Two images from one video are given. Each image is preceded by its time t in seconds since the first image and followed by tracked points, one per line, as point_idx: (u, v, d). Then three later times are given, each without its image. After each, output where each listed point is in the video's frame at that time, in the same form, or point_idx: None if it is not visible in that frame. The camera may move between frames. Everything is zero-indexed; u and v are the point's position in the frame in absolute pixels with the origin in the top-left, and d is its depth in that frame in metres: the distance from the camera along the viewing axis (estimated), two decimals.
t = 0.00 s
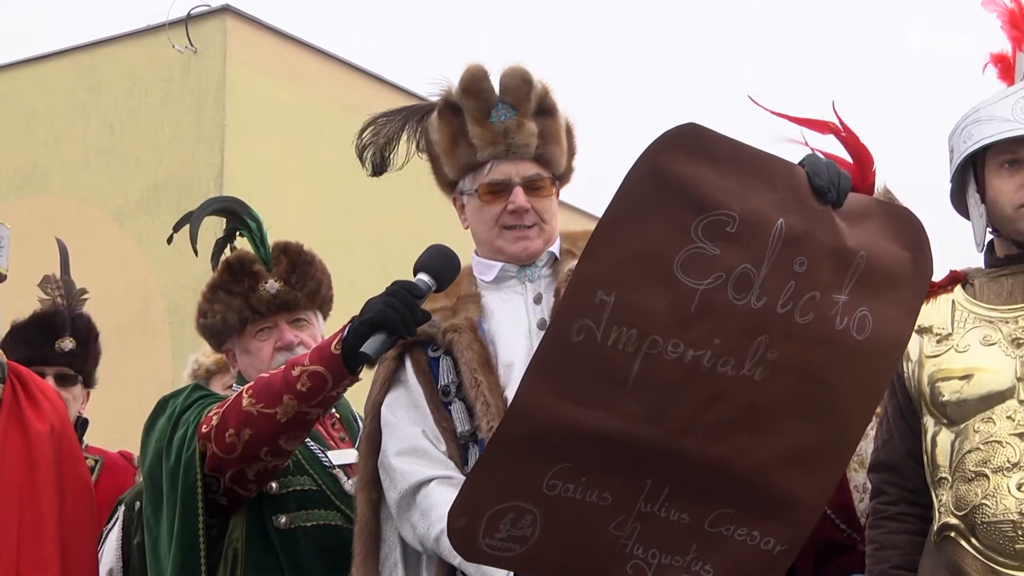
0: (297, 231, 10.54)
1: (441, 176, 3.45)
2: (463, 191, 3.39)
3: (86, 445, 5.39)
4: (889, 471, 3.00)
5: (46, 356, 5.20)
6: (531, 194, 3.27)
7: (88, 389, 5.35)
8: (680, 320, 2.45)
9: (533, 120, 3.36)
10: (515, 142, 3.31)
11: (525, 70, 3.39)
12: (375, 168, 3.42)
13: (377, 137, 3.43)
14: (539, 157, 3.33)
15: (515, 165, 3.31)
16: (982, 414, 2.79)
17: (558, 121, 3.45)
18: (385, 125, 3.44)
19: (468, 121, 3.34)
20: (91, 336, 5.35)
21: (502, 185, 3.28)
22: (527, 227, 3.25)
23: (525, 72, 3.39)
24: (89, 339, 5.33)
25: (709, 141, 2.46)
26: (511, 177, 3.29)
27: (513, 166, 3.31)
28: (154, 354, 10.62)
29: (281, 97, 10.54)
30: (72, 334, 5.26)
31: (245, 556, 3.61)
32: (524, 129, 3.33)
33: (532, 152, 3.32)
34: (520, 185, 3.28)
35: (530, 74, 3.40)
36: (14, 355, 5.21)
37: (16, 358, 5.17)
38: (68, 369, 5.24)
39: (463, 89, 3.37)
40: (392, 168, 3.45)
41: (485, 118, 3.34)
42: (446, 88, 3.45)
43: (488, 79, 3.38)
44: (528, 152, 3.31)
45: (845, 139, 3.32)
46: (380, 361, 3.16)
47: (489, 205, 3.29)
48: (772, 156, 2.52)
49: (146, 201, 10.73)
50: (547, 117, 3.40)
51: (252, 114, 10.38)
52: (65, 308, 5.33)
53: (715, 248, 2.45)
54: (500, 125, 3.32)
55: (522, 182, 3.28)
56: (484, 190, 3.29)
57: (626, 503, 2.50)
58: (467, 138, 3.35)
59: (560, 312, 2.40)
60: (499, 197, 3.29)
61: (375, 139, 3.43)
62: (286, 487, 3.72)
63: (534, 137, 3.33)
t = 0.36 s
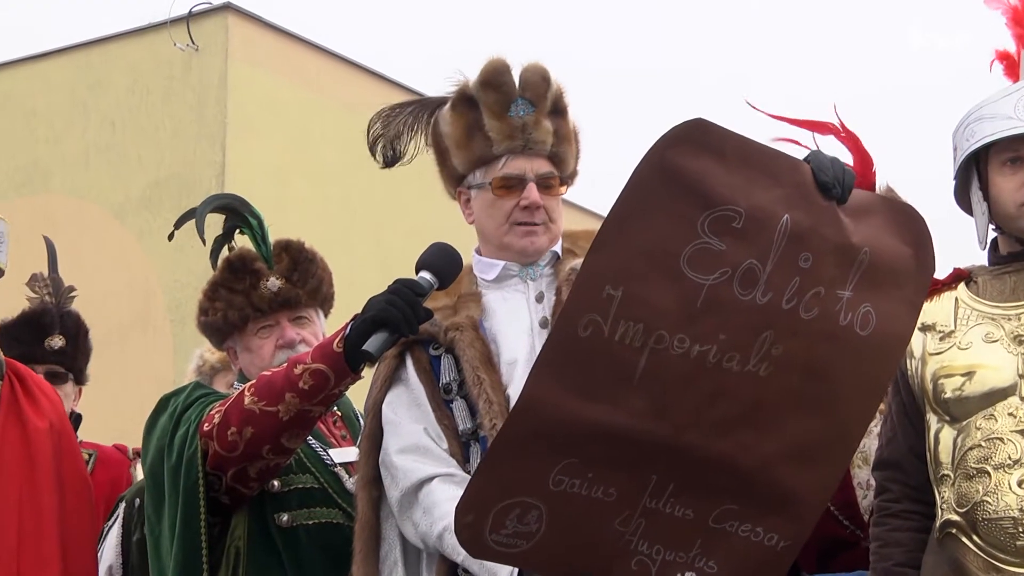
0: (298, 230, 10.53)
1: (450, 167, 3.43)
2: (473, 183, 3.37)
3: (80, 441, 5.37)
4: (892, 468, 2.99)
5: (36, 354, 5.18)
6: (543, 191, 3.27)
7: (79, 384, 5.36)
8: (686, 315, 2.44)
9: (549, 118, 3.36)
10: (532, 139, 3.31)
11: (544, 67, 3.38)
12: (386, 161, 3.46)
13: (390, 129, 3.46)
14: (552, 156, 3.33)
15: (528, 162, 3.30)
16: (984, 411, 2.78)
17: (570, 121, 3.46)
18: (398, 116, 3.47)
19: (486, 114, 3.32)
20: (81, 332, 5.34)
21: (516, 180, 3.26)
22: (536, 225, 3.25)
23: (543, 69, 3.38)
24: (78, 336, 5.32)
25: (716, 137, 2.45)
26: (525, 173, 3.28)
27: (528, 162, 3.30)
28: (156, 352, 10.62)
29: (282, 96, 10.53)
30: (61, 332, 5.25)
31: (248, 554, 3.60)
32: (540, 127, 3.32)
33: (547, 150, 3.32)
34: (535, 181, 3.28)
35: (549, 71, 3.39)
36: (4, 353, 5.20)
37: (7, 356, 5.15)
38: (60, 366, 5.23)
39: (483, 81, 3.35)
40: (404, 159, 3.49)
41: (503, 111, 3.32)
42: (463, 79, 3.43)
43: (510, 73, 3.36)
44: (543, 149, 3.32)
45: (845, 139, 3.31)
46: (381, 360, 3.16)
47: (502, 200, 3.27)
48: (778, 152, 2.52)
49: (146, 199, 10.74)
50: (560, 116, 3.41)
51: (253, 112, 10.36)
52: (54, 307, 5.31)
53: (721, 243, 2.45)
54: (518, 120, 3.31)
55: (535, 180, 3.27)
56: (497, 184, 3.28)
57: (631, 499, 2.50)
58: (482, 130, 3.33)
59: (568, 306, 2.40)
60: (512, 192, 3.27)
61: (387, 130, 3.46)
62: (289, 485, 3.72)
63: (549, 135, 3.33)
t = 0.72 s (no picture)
0: (292, 228, 10.50)
1: (448, 162, 3.43)
2: (471, 179, 3.37)
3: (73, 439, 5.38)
4: (889, 466, 2.99)
5: (27, 353, 5.16)
6: (543, 188, 3.28)
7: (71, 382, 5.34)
8: (682, 309, 2.44)
9: (550, 117, 3.38)
10: (533, 136, 3.33)
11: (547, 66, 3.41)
12: (386, 156, 3.40)
13: (389, 123, 3.41)
14: (552, 154, 3.35)
15: (529, 158, 3.32)
16: (980, 409, 2.78)
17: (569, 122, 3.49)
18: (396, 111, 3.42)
19: (488, 109, 3.34)
20: (72, 331, 5.33)
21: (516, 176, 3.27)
22: (535, 221, 3.24)
23: (546, 67, 3.41)
24: (68, 334, 5.31)
25: (712, 131, 2.43)
26: (525, 169, 3.29)
27: (528, 159, 3.31)
28: (152, 350, 10.60)
29: (277, 93, 10.51)
30: (52, 330, 5.24)
31: (242, 551, 3.57)
32: (542, 124, 3.35)
33: (547, 148, 3.34)
34: (534, 178, 3.29)
35: (551, 70, 3.43)
36: None
37: None
38: (51, 364, 5.20)
39: (486, 77, 3.37)
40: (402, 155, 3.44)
41: (505, 108, 3.34)
42: (465, 75, 3.44)
43: (514, 69, 3.39)
44: (544, 147, 3.33)
45: (845, 136, 3.31)
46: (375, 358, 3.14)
47: (501, 196, 3.26)
48: (774, 148, 2.50)
49: (141, 197, 10.72)
50: (560, 115, 3.44)
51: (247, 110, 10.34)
52: (42, 307, 5.28)
53: (717, 238, 2.44)
54: (520, 117, 3.33)
55: (535, 176, 3.28)
56: (497, 179, 3.28)
57: (628, 495, 2.49)
58: (483, 126, 3.34)
59: (565, 300, 2.39)
60: (511, 187, 3.27)
61: (386, 125, 3.40)
62: (282, 483, 3.70)
63: (550, 133, 3.35)
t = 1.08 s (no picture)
0: (286, 225, 10.47)
1: (438, 163, 3.41)
2: (461, 176, 3.36)
3: (69, 437, 5.26)
4: (884, 461, 2.97)
5: (21, 350, 5.11)
6: (532, 180, 3.26)
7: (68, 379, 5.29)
8: (674, 298, 2.44)
9: (536, 109, 3.36)
10: (519, 127, 3.30)
11: (531, 59, 3.38)
12: (374, 165, 3.37)
13: (377, 132, 3.38)
14: (541, 146, 3.33)
15: (516, 150, 3.29)
16: (976, 406, 2.77)
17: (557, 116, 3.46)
18: (384, 119, 3.40)
19: (473, 104, 3.32)
20: (67, 327, 5.30)
21: (504, 168, 3.25)
22: (525, 212, 3.23)
23: (530, 61, 3.38)
24: (64, 331, 5.27)
25: (702, 119, 2.46)
26: (513, 161, 3.27)
27: (515, 150, 3.29)
28: (145, 347, 10.56)
29: (270, 90, 10.48)
30: (46, 327, 5.20)
31: (234, 549, 3.57)
32: (528, 116, 3.32)
33: (534, 139, 3.31)
34: (523, 170, 3.26)
35: (535, 64, 3.40)
36: None
37: None
38: (45, 361, 5.15)
39: (469, 73, 3.35)
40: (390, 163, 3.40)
41: (490, 102, 3.32)
42: (451, 73, 3.42)
43: (497, 63, 3.36)
44: (531, 138, 3.31)
45: (834, 132, 3.29)
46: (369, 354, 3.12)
47: (490, 188, 3.26)
48: (766, 137, 2.51)
49: (135, 194, 10.68)
50: (548, 109, 3.41)
51: (240, 107, 10.31)
52: (35, 305, 5.25)
53: (709, 227, 2.45)
54: (506, 109, 3.31)
55: (523, 168, 3.26)
56: (485, 173, 3.27)
57: (623, 487, 2.48)
58: (470, 121, 3.33)
59: (555, 288, 2.40)
60: (500, 179, 3.26)
61: (374, 134, 3.38)
62: (274, 480, 3.68)
63: (537, 125, 3.32)
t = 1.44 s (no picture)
0: (285, 224, 10.45)
1: (422, 173, 3.44)
2: (446, 180, 3.38)
3: (70, 437, 5.25)
4: (886, 459, 2.97)
5: (21, 349, 5.10)
6: (513, 169, 3.27)
7: (67, 377, 5.27)
8: (691, 306, 2.48)
9: (507, 102, 3.38)
10: (493, 120, 3.33)
11: (494, 54, 3.42)
12: (360, 191, 3.49)
13: (361, 158, 3.48)
14: (519, 136, 3.36)
15: (494, 143, 3.33)
16: (977, 403, 2.76)
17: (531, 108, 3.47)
18: (363, 144, 3.49)
19: (445, 106, 3.36)
20: (68, 326, 5.27)
21: (485, 161, 3.28)
22: (511, 201, 3.24)
23: (494, 56, 3.42)
24: (65, 330, 5.24)
25: (710, 126, 2.54)
26: (493, 155, 3.30)
27: (494, 143, 3.32)
28: (144, 345, 10.55)
29: (268, 90, 10.46)
30: (47, 326, 5.18)
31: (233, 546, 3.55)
32: (500, 109, 3.35)
33: (510, 129, 3.35)
34: (503, 160, 3.28)
35: (500, 58, 3.43)
36: None
37: None
38: (46, 360, 5.13)
39: (436, 78, 3.39)
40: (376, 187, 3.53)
41: (462, 101, 3.35)
42: (420, 83, 3.46)
43: (462, 63, 3.40)
44: (507, 129, 3.34)
45: (832, 130, 3.23)
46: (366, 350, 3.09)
47: (475, 183, 3.28)
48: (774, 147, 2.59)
49: (133, 193, 10.67)
50: (520, 101, 3.43)
51: (239, 106, 10.30)
52: (34, 304, 5.22)
53: (723, 235, 2.50)
54: (477, 105, 3.34)
55: (503, 159, 3.28)
56: (467, 172, 3.30)
57: (634, 494, 2.51)
58: (445, 124, 3.36)
59: (572, 294, 2.42)
60: (483, 174, 3.28)
61: (359, 160, 3.47)
62: (274, 478, 3.67)
63: (511, 116, 3.35)
